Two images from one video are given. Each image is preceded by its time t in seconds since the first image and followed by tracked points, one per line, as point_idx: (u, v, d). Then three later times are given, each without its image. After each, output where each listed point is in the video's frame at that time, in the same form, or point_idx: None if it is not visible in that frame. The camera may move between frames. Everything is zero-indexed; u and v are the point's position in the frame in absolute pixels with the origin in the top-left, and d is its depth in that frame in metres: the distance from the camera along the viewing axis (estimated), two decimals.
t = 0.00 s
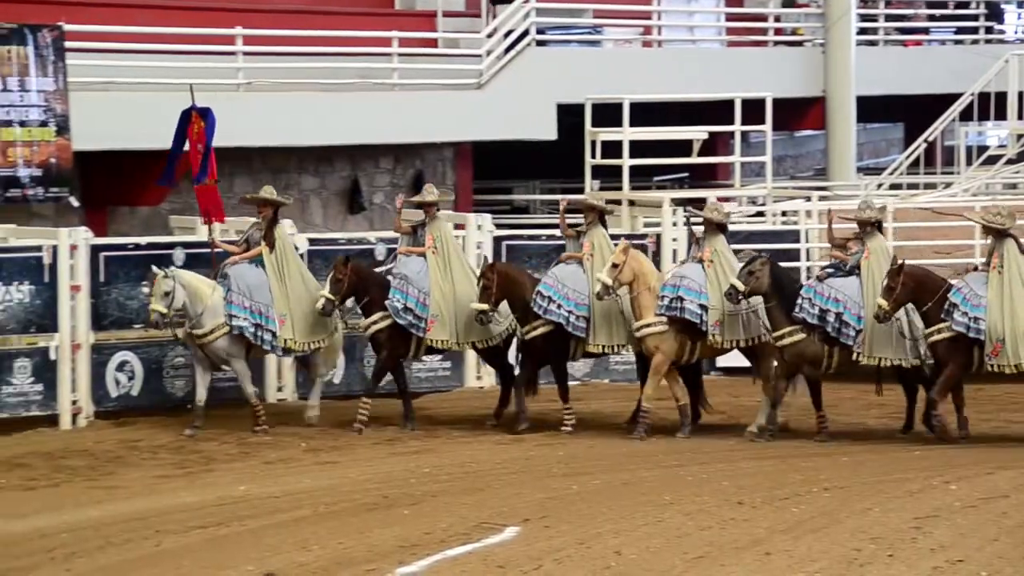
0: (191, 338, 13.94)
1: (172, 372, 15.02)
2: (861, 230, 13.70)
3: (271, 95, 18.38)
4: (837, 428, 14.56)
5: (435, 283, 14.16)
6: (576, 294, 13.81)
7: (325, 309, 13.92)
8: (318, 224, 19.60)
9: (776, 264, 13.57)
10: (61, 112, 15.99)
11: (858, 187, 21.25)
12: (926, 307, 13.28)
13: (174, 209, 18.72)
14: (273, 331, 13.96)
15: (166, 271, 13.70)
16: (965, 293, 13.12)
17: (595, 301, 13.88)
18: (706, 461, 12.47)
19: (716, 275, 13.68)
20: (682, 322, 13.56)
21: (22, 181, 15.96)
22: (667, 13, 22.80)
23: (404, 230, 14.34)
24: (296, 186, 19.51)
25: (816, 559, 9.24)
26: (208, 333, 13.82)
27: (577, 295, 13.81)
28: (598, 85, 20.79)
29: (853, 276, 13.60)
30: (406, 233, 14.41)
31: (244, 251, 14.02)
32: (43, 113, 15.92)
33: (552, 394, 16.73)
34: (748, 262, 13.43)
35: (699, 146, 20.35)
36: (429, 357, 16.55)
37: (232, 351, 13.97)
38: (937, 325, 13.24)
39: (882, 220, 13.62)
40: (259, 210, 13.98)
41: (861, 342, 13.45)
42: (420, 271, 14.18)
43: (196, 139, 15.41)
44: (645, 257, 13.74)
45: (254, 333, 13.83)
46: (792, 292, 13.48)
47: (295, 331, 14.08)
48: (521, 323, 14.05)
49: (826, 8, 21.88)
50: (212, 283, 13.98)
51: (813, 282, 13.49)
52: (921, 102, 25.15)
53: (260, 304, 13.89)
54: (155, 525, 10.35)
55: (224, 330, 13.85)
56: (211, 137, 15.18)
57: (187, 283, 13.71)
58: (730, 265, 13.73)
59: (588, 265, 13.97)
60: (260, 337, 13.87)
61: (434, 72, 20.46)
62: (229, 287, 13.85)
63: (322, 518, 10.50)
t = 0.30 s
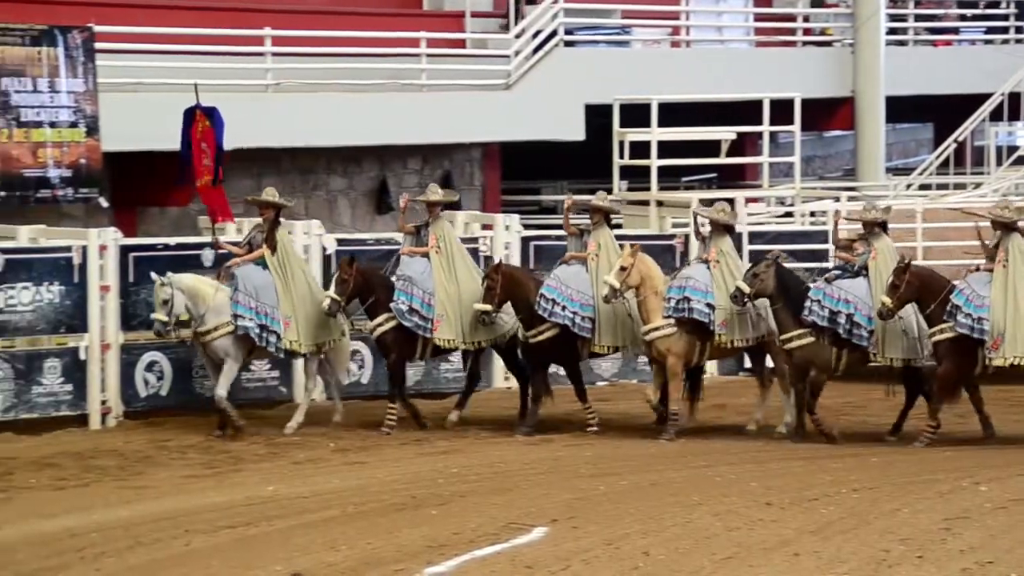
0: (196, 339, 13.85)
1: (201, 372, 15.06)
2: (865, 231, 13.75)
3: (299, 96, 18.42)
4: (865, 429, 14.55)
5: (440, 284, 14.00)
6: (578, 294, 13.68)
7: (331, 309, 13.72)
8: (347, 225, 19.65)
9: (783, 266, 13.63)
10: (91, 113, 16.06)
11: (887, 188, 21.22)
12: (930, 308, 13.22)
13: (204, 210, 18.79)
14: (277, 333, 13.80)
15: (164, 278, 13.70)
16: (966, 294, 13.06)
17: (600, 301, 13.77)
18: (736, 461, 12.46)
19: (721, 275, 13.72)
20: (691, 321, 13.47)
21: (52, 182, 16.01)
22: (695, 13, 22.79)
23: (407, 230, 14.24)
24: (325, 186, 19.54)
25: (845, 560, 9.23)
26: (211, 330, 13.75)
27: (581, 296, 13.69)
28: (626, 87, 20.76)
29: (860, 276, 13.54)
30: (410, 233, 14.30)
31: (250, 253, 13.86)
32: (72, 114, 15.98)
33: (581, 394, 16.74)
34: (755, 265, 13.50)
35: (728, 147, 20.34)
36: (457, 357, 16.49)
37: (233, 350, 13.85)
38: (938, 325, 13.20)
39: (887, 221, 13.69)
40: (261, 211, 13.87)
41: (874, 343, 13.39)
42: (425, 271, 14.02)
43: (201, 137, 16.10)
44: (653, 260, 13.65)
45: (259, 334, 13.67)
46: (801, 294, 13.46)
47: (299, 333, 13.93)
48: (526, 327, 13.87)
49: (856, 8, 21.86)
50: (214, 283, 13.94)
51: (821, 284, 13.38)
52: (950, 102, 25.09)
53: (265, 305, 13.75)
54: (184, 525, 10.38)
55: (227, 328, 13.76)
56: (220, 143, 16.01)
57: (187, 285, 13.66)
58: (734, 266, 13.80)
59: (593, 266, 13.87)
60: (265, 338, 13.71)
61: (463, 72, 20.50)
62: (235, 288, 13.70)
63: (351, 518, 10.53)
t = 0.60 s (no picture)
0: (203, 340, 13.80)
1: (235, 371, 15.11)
2: (872, 231, 13.75)
3: (331, 95, 18.46)
4: (899, 429, 14.52)
5: (444, 284, 13.96)
6: (583, 296, 13.66)
7: (334, 313, 13.64)
8: (379, 224, 19.60)
9: (792, 267, 13.61)
10: (126, 112, 16.15)
11: (921, 187, 21.16)
12: (933, 311, 13.21)
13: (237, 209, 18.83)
14: (288, 332, 13.72)
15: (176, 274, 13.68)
16: (971, 296, 12.97)
17: (605, 303, 13.73)
18: (768, 461, 12.44)
19: (730, 275, 13.55)
20: (703, 321, 13.37)
21: (87, 181, 15.99)
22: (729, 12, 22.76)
23: (410, 230, 14.18)
24: (358, 186, 19.56)
25: (878, 560, 9.20)
26: (216, 332, 13.65)
27: (585, 297, 13.66)
28: (659, 86, 20.74)
29: (871, 276, 13.50)
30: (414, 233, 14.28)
31: (257, 255, 13.81)
32: (107, 114, 16.06)
33: (614, 394, 16.73)
34: (765, 267, 13.48)
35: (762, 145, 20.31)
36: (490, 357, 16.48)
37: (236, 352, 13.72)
38: (943, 328, 13.16)
39: (894, 219, 13.67)
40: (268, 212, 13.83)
41: (885, 344, 13.40)
42: (430, 272, 14.01)
43: (205, 138, 16.17)
44: (660, 260, 13.51)
45: (266, 333, 13.58)
46: (811, 295, 13.48)
47: (308, 333, 13.84)
48: (532, 325, 13.90)
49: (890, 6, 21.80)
50: (227, 286, 13.92)
51: (833, 284, 13.39)
52: (985, 101, 25.00)
53: (274, 306, 13.66)
54: (218, 523, 10.42)
55: (233, 329, 13.65)
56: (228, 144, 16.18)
57: (197, 285, 13.65)
58: (744, 265, 13.61)
59: (598, 267, 13.87)
60: (273, 337, 13.61)
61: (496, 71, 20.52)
62: (244, 289, 13.64)
63: (383, 517, 10.55)
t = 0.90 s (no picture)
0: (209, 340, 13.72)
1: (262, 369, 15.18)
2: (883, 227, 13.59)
3: (354, 95, 18.49)
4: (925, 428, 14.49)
5: (445, 284, 13.89)
6: (585, 296, 13.65)
7: (338, 310, 13.64)
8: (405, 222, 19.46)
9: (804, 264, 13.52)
10: (153, 111, 16.15)
11: (949, 185, 21.10)
12: (938, 307, 13.07)
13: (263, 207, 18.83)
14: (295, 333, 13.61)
15: (180, 280, 13.59)
16: (973, 290, 12.89)
17: (606, 303, 13.72)
18: (795, 460, 12.43)
19: (732, 276, 13.57)
20: (703, 322, 13.44)
21: (115, 179, 16.04)
22: (755, 11, 22.74)
23: (410, 227, 14.04)
24: (385, 184, 19.58)
25: (906, 559, 9.18)
26: (224, 332, 13.58)
27: (588, 297, 13.65)
28: (685, 84, 20.71)
29: (881, 273, 13.43)
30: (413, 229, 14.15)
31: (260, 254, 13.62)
32: (135, 112, 16.08)
33: (639, 393, 16.72)
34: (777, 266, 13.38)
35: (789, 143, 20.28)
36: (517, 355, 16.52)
37: (243, 352, 13.69)
38: (946, 326, 13.03)
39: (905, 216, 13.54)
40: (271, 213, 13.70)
41: (894, 340, 13.26)
42: (430, 271, 13.88)
43: (207, 137, 15.51)
44: (659, 262, 13.58)
45: (273, 334, 13.48)
46: (821, 295, 13.40)
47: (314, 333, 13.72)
48: (533, 324, 13.92)
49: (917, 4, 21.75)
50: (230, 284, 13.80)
51: (843, 281, 13.33)
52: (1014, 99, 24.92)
53: (280, 307, 13.52)
54: (245, 521, 10.45)
55: (240, 330, 13.59)
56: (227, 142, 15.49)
57: (201, 287, 13.58)
58: (746, 266, 13.64)
59: (599, 265, 13.83)
60: (280, 338, 13.50)
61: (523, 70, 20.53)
62: (249, 290, 13.51)
63: (410, 515, 10.56)
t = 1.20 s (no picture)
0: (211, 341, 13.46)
1: (289, 368, 15.23)
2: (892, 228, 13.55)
3: (378, 94, 18.50)
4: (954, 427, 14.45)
5: (448, 285, 13.94)
6: (592, 295, 13.60)
7: (343, 314, 13.56)
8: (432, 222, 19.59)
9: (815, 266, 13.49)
10: (182, 110, 16.22)
11: (978, 183, 21.04)
12: (942, 305, 12.99)
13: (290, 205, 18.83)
14: (301, 338, 13.45)
15: (185, 277, 13.20)
16: (979, 291, 12.82)
17: (614, 299, 13.64)
18: (822, 459, 12.40)
19: (734, 274, 13.49)
20: (704, 320, 13.28)
21: (143, 178, 16.07)
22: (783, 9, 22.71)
23: (413, 227, 14.05)
24: (412, 183, 19.58)
25: (933, 558, 9.15)
26: (231, 334, 13.33)
27: (594, 296, 13.60)
28: (712, 83, 20.69)
29: (889, 275, 13.51)
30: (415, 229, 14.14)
31: (265, 256, 13.51)
32: (163, 112, 16.14)
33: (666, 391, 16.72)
34: (790, 268, 13.35)
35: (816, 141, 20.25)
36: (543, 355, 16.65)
37: (250, 353, 13.49)
38: (953, 328, 12.96)
39: (913, 217, 13.46)
40: (275, 215, 13.57)
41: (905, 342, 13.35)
42: (433, 272, 13.94)
43: (213, 137, 16.32)
44: (667, 256, 13.45)
45: (280, 339, 13.34)
46: (831, 296, 13.39)
47: (320, 335, 13.62)
48: (539, 324, 13.94)
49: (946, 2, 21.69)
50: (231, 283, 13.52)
51: (852, 282, 13.40)
52: None
53: (287, 311, 13.40)
54: (272, 519, 10.47)
55: (246, 332, 13.37)
56: (230, 143, 16.20)
57: (207, 286, 13.24)
58: (747, 264, 13.53)
59: (604, 265, 13.79)
60: (286, 342, 13.37)
61: (548, 68, 20.56)
62: (254, 293, 13.32)
63: (437, 514, 10.57)
